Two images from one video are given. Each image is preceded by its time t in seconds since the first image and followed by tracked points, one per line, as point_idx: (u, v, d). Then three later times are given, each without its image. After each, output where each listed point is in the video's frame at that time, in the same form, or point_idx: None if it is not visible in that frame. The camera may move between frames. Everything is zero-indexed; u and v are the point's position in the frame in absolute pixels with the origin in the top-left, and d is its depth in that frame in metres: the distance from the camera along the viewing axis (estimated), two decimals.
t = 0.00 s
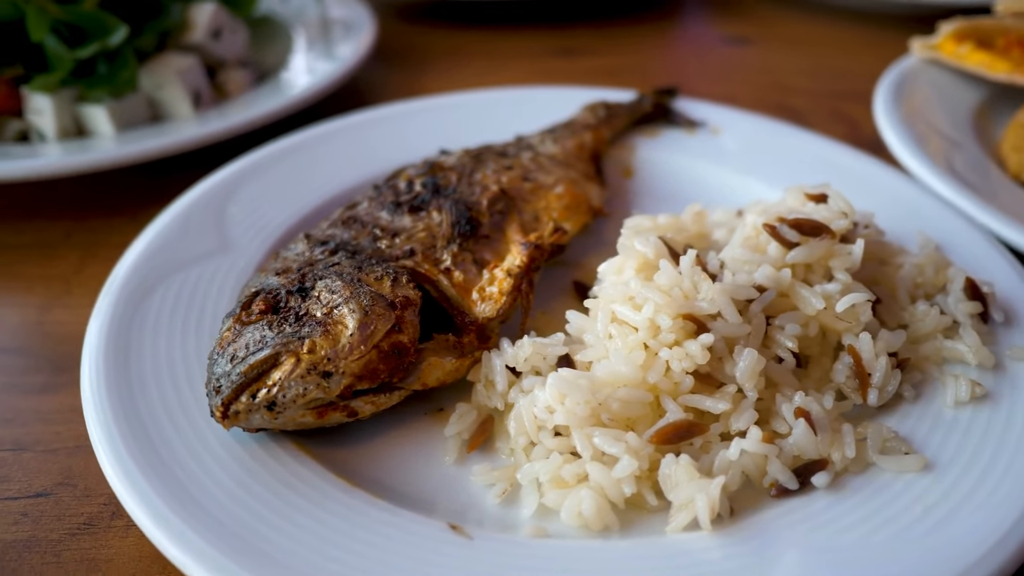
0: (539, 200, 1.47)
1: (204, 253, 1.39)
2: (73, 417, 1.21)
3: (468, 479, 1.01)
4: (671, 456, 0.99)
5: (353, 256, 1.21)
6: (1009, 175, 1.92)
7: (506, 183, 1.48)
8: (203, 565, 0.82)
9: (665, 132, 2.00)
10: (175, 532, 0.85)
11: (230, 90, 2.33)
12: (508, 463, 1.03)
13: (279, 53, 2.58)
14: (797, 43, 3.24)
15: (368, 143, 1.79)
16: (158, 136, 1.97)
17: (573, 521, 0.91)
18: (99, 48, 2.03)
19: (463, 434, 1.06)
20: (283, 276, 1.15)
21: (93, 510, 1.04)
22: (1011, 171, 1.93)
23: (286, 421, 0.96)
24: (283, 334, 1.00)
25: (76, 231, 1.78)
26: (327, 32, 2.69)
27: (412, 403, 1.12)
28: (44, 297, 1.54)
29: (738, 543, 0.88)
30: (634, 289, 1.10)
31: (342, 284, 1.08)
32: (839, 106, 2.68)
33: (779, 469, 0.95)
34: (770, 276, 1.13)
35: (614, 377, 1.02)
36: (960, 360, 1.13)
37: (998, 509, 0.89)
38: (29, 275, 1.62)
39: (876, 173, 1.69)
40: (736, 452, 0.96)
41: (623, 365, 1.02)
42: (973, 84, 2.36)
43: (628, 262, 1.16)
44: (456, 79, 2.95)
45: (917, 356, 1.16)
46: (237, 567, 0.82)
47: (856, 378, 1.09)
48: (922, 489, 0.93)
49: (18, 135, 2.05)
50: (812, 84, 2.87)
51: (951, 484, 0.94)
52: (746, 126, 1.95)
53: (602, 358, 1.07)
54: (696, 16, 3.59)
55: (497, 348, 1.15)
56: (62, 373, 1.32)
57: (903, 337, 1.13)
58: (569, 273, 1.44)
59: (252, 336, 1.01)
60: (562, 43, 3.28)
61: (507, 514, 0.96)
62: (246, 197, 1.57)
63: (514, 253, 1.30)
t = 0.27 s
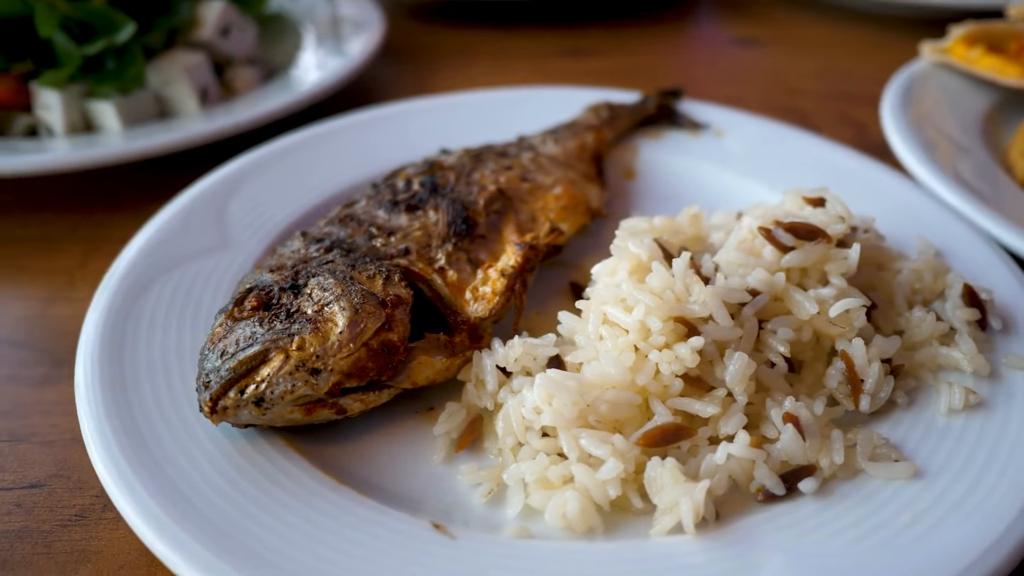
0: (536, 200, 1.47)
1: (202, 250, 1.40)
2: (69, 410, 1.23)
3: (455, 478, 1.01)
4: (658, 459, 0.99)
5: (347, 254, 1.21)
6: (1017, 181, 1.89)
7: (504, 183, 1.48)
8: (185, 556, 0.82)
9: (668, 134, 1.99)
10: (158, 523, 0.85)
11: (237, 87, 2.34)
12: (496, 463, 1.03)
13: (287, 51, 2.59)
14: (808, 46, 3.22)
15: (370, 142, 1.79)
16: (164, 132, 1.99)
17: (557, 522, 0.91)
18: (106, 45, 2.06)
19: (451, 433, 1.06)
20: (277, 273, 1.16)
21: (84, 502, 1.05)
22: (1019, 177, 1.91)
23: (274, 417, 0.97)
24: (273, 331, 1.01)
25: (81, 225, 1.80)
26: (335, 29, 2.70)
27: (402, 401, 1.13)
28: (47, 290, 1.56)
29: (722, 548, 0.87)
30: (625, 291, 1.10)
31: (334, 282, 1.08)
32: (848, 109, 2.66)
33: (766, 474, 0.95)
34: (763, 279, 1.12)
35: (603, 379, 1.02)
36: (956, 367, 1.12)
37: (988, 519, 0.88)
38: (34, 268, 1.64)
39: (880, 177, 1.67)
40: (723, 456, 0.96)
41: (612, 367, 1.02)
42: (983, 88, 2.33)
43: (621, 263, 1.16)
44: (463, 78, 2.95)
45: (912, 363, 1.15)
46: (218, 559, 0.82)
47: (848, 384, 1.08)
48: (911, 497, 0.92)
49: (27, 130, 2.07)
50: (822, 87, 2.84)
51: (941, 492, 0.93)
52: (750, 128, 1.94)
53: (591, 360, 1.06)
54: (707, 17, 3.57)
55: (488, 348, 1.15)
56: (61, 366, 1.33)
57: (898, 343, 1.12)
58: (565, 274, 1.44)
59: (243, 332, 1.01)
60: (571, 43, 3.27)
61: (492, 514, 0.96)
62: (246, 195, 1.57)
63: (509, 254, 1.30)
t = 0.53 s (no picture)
0: (533, 201, 1.47)
1: (201, 245, 1.41)
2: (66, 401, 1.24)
3: (441, 478, 1.02)
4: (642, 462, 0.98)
5: (341, 252, 1.22)
6: None
7: (502, 184, 1.48)
8: (166, 550, 0.83)
9: (673, 136, 1.98)
10: (141, 516, 0.86)
11: (246, 84, 2.36)
12: (481, 463, 1.03)
13: (297, 48, 2.61)
14: (821, 48, 3.19)
15: (372, 140, 1.80)
16: (171, 127, 2.01)
17: (538, 523, 0.91)
18: (115, 42, 2.08)
19: (438, 432, 1.06)
20: (270, 269, 1.17)
21: (76, 492, 1.07)
22: None
23: (260, 413, 0.97)
24: (262, 327, 1.01)
25: (86, 219, 1.82)
26: (345, 26, 2.71)
27: (391, 400, 1.13)
28: (50, 282, 1.58)
29: (702, 553, 0.87)
30: (616, 294, 1.10)
31: (325, 280, 1.09)
32: (858, 113, 2.63)
33: (750, 480, 0.94)
34: (755, 284, 1.12)
35: (590, 381, 1.02)
36: (949, 376, 1.10)
37: (973, 530, 0.87)
38: (38, 261, 1.66)
39: (884, 183, 1.65)
40: (707, 461, 0.95)
41: (599, 369, 1.02)
42: (995, 94, 2.30)
43: (613, 265, 1.16)
44: (471, 78, 2.95)
45: (906, 370, 1.14)
46: (198, 553, 0.83)
47: (838, 391, 1.07)
48: (896, 507, 0.92)
49: (38, 124, 2.10)
50: (833, 90, 2.81)
51: (927, 502, 0.92)
52: (755, 130, 1.93)
53: (579, 362, 1.06)
54: (719, 18, 3.54)
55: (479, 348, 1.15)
56: (60, 358, 1.35)
57: (890, 351, 1.11)
58: (561, 275, 1.44)
59: (233, 328, 1.02)
60: (581, 43, 3.26)
61: (475, 514, 0.97)
62: (247, 191, 1.59)
63: (504, 254, 1.30)
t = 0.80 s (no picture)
0: (531, 202, 1.46)
1: (200, 241, 1.42)
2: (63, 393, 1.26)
3: (426, 477, 1.02)
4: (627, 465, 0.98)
5: (334, 250, 1.23)
6: None
7: (500, 184, 1.48)
8: (146, 542, 0.84)
9: (676, 138, 1.96)
10: (124, 508, 0.88)
11: (254, 82, 2.38)
12: (467, 463, 1.03)
13: (306, 45, 2.62)
14: (833, 51, 3.15)
15: (375, 139, 1.80)
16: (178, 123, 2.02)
17: (520, 524, 0.92)
18: (123, 37, 2.12)
19: (425, 431, 1.07)
20: (264, 266, 1.18)
21: (67, 483, 1.08)
22: None
23: (247, 408, 0.98)
24: (251, 324, 1.02)
25: (92, 213, 1.84)
26: (354, 23, 2.71)
27: (381, 399, 1.14)
28: (54, 275, 1.60)
29: (683, 558, 0.86)
30: (605, 296, 1.10)
31: (316, 277, 1.10)
32: (868, 118, 2.60)
33: (734, 486, 0.93)
34: (747, 288, 1.11)
35: (576, 383, 1.02)
36: (942, 385, 1.09)
37: (959, 541, 0.86)
38: (43, 254, 1.69)
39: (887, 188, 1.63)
40: (690, 465, 0.95)
41: (585, 371, 1.01)
42: (1008, 100, 2.26)
43: (605, 267, 1.15)
44: (480, 77, 2.95)
45: (899, 378, 1.13)
46: (177, 545, 0.84)
47: (828, 397, 1.06)
48: (882, 516, 0.91)
49: (48, 118, 2.13)
50: (844, 94, 2.78)
51: (913, 512, 0.91)
52: (760, 133, 1.91)
53: (567, 363, 1.06)
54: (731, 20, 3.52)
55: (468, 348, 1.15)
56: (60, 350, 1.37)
57: (883, 358, 1.10)
58: (556, 276, 1.43)
59: (222, 323, 1.03)
60: (591, 45, 3.25)
61: (458, 514, 0.97)
62: (248, 188, 1.60)
63: (497, 254, 1.30)
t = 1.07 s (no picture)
0: (529, 203, 1.46)
1: (199, 238, 1.43)
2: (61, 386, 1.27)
3: (413, 475, 1.03)
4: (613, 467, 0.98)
5: (329, 247, 1.24)
6: None
7: (498, 184, 1.48)
8: (129, 534, 0.85)
9: (680, 140, 1.95)
10: (109, 500, 0.88)
11: (262, 79, 2.39)
12: (455, 462, 1.03)
13: (314, 42, 2.63)
14: (845, 54, 3.12)
15: (378, 137, 1.81)
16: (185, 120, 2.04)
17: (504, 525, 0.92)
18: (132, 34, 2.14)
19: (414, 430, 1.07)
20: (259, 263, 1.19)
21: (60, 475, 1.09)
22: None
23: (236, 404, 0.99)
24: (242, 320, 1.03)
25: (98, 208, 1.86)
26: (362, 20, 2.71)
27: (372, 397, 1.14)
28: (59, 269, 1.62)
29: (666, 562, 0.86)
30: (597, 297, 1.09)
31: (309, 275, 1.10)
32: (878, 122, 2.58)
33: (719, 490, 0.93)
34: (740, 292, 1.10)
35: (564, 384, 1.01)
36: (937, 393, 1.08)
37: (945, 550, 0.85)
38: (48, 248, 1.71)
39: (890, 193, 1.61)
40: (676, 469, 0.95)
41: (573, 373, 1.01)
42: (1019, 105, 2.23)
43: (598, 268, 1.15)
44: (488, 76, 2.95)
45: (893, 385, 1.12)
46: (164, 543, 0.84)
47: (819, 403, 1.06)
48: (869, 523, 0.90)
49: (58, 114, 2.15)
50: (854, 98, 2.76)
51: (901, 520, 0.90)
52: (764, 135, 1.89)
53: (556, 364, 1.06)
54: (743, 22, 3.50)
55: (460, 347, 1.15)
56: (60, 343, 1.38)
57: (877, 364, 1.09)
58: (553, 277, 1.43)
59: (214, 319, 1.04)
60: (600, 45, 3.23)
61: (444, 513, 0.97)
62: (249, 186, 1.60)
63: (493, 254, 1.30)
